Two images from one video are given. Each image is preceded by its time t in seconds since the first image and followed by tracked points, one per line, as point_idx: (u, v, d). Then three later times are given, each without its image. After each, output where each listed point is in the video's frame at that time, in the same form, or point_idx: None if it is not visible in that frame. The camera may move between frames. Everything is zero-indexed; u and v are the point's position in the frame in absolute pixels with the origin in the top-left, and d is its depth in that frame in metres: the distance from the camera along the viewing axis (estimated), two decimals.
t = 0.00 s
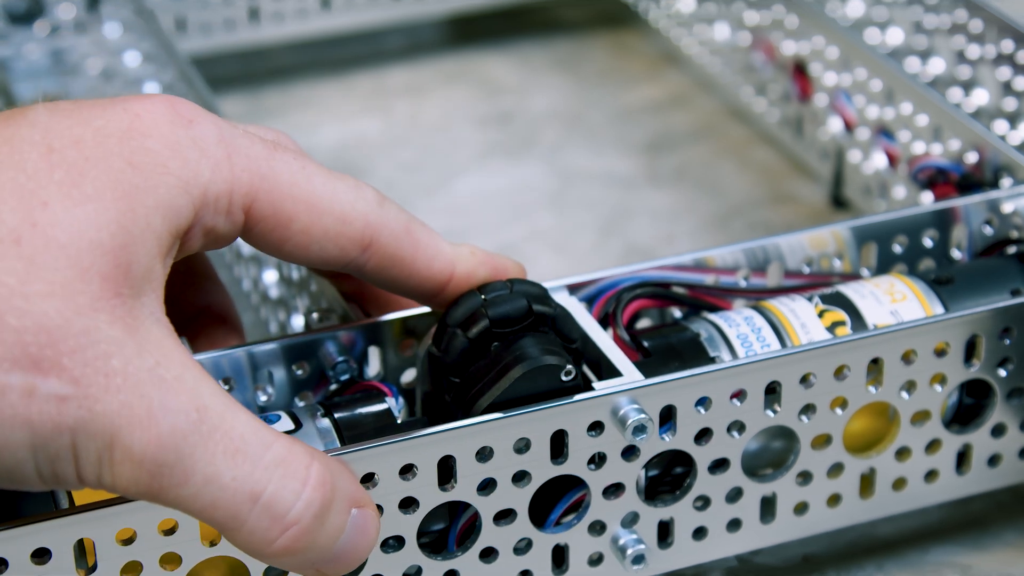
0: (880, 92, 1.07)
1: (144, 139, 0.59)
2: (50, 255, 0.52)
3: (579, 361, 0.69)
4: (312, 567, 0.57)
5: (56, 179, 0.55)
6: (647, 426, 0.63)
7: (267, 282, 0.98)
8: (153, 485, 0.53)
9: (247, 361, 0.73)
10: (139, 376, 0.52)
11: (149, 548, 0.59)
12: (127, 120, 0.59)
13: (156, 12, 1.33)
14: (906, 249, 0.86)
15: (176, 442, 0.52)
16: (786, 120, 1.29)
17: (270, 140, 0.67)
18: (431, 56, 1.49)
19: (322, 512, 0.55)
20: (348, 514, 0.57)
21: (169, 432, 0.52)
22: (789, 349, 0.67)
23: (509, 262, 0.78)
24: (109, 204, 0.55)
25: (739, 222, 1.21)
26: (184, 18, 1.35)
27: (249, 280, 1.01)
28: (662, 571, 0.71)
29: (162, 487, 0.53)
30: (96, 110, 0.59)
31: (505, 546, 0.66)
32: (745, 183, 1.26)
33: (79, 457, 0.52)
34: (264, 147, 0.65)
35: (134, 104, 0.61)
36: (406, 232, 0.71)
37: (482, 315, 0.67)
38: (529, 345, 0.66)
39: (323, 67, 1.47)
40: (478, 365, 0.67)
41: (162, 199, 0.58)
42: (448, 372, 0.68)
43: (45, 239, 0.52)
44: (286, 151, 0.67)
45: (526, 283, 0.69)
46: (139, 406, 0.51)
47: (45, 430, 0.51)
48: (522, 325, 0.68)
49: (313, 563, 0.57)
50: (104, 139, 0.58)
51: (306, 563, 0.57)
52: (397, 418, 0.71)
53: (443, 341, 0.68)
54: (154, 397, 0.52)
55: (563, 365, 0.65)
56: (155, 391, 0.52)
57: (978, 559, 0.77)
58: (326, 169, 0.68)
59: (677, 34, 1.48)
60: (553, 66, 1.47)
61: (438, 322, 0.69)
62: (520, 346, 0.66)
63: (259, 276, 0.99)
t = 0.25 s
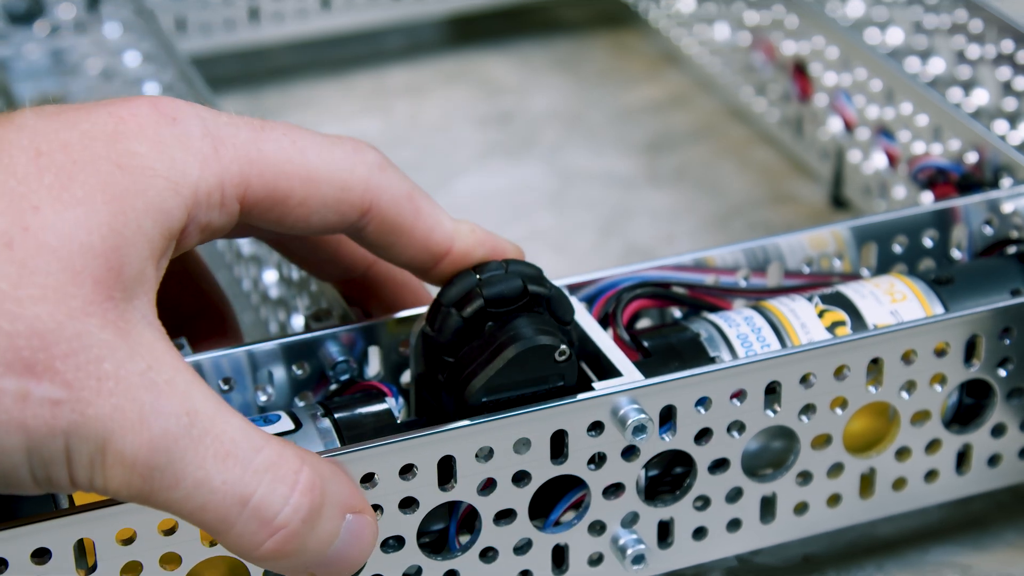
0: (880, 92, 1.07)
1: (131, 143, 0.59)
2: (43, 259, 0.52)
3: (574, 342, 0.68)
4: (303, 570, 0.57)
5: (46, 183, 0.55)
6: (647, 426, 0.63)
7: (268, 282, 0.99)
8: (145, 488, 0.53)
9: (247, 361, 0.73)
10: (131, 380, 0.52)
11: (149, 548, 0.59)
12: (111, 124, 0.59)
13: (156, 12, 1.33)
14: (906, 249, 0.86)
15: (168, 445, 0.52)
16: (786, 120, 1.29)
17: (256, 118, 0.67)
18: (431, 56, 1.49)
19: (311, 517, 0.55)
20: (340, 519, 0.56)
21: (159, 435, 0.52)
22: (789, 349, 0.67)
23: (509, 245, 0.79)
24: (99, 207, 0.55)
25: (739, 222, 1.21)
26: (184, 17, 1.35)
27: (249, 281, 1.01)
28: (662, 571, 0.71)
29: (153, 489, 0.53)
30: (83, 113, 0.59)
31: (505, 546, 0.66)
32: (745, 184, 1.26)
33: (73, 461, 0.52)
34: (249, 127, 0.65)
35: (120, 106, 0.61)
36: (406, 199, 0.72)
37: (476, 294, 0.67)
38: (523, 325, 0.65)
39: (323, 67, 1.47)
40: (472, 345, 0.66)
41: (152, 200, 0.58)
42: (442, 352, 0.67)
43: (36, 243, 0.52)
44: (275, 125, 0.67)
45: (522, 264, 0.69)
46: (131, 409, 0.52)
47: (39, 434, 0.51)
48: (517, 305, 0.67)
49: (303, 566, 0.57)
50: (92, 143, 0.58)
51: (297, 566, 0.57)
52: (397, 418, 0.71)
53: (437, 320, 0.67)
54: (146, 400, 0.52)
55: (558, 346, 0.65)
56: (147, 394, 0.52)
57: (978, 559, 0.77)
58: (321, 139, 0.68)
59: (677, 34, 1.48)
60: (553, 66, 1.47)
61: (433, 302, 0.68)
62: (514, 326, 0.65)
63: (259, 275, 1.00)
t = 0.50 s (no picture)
0: (880, 92, 1.07)
1: (122, 151, 0.58)
2: (37, 272, 0.52)
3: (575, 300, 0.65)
4: None
5: (39, 195, 0.54)
6: (647, 426, 0.63)
7: (267, 282, 0.98)
8: (141, 500, 0.53)
9: (247, 361, 0.73)
10: (126, 394, 0.52)
11: (149, 548, 0.59)
12: (101, 132, 0.59)
13: (156, 12, 1.33)
14: (906, 249, 0.86)
15: (163, 458, 0.52)
16: (786, 120, 1.29)
17: (237, 101, 0.66)
18: (431, 56, 1.49)
19: (307, 526, 0.55)
20: (337, 528, 0.57)
21: (155, 448, 0.52)
22: (789, 349, 0.67)
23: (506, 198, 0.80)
24: (93, 217, 0.55)
25: (739, 222, 1.21)
26: (184, 18, 1.35)
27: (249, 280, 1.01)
28: (662, 571, 0.71)
29: (149, 502, 0.53)
30: (72, 121, 0.59)
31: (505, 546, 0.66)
32: (745, 184, 1.26)
33: (69, 475, 0.53)
34: (231, 112, 0.65)
35: (106, 114, 0.60)
36: (402, 147, 0.73)
37: (477, 249, 0.64)
38: (525, 279, 0.63)
39: (322, 67, 1.47)
40: (472, 300, 0.64)
41: (146, 206, 0.57)
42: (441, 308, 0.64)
43: (31, 257, 0.52)
44: (258, 103, 0.66)
45: (523, 220, 0.66)
46: (127, 423, 0.52)
47: (37, 449, 0.51)
48: (518, 260, 0.64)
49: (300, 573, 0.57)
50: (83, 152, 0.57)
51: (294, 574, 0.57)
52: (397, 418, 0.71)
53: (437, 275, 0.65)
54: (142, 414, 0.52)
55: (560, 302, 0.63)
56: (143, 408, 0.52)
57: (977, 559, 0.77)
58: (306, 105, 0.68)
59: (677, 34, 1.48)
60: (553, 66, 1.47)
61: (431, 255, 0.66)
62: (515, 281, 0.63)
63: (259, 276, 0.99)
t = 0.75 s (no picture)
0: (880, 92, 1.07)
1: (114, 164, 0.58)
2: (31, 289, 0.53)
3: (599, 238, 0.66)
4: None
5: (32, 212, 0.55)
6: (647, 426, 0.63)
7: (267, 282, 0.98)
8: (142, 514, 0.54)
9: (247, 361, 0.72)
10: (124, 412, 0.53)
11: (148, 548, 0.59)
12: (92, 146, 0.59)
13: (156, 11, 1.33)
14: (906, 249, 0.86)
15: (163, 473, 0.53)
16: (786, 120, 1.29)
17: (227, 102, 0.65)
18: (431, 56, 1.49)
19: (307, 535, 0.55)
20: (338, 534, 0.57)
21: (154, 463, 0.53)
22: (789, 349, 0.67)
23: (525, 139, 0.76)
24: (86, 233, 0.55)
25: (739, 222, 1.21)
26: (184, 17, 1.35)
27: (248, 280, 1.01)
28: (662, 571, 0.71)
29: (151, 516, 0.54)
30: (65, 136, 0.59)
31: (505, 546, 0.66)
32: (744, 184, 1.26)
33: (69, 492, 0.53)
34: (222, 116, 0.64)
35: (98, 128, 0.60)
36: (397, 121, 0.71)
37: (497, 193, 0.63)
38: (548, 220, 0.63)
39: (322, 67, 1.47)
40: (495, 243, 0.64)
41: (139, 218, 0.57)
42: (465, 254, 0.64)
43: (24, 275, 0.53)
44: (247, 101, 0.66)
45: (541, 159, 0.65)
46: (125, 441, 0.52)
47: (36, 468, 0.52)
48: (539, 202, 0.64)
49: None
50: (75, 167, 0.58)
51: None
52: (397, 418, 0.71)
53: (459, 223, 0.64)
54: (139, 431, 0.53)
55: (584, 242, 0.63)
56: (141, 425, 0.53)
57: (978, 559, 0.77)
58: (295, 99, 0.67)
59: (677, 34, 1.48)
60: (553, 67, 1.47)
61: (452, 204, 0.65)
62: (539, 221, 0.63)
63: (259, 275, 0.99)
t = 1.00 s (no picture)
0: (880, 92, 1.07)
1: (114, 168, 0.61)
2: (30, 290, 0.54)
3: (599, 236, 0.65)
4: None
5: (31, 214, 0.57)
6: (647, 426, 0.63)
7: (267, 282, 0.98)
8: (147, 511, 0.54)
9: (247, 361, 0.72)
10: (125, 410, 0.54)
11: (149, 548, 0.59)
12: (91, 150, 0.61)
13: (155, 11, 1.33)
14: (906, 249, 0.86)
15: (166, 471, 0.53)
16: (786, 120, 1.29)
17: (219, 100, 0.70)
18: (431, 57, 1.49)
19: (310, 527, 0.55)
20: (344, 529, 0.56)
21: (157, 462, 0.53)
22: (789, 348, 0.67)
23: (502, 105, 0.86)
24: (87, 236, 0.57)
25: (739, 222, 1.21)
26: (184, 17, 1.35)
27: (248, 281, 1.01)
28: (662, 571, 0.70)
29: (155, 513, 0.54)
30: (63, 140, 0.62)
31: (505, 546, 0.66)
32: (744, 184, 1.26)
33: (71, 491, 0.54)
34: (216, 115, 0.69)
35: (96, 132, 0.63)
36: (387, 103, 0.79)
37: (496, 193, 0.63)
38: (548, 219, 0.63)
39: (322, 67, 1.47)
40: (495, 243, 0.63)
41: (139, 223, 0.60)
42: (464, 255, 0.64)
43: (24, 277, 0.54)
44: (238, 99, 0.71)
45: (540, 158, 0.65)
46: (128, 439, 0.53)
47: (36, 466, 0.53)
48: (538, 201, 0.63)
49: None
50: (75, 173, 0.59)
51: None
52: (397, 418, 0.71)
53: (458, 224, 0.64)
54: (142, 430, 0.53)
55: (584, 241, 0.63)
56: (143, 424, 0.54)
57: (977, 559, 0.78)
58: (283, 93, 0.73)
59: (676, 34, 1.48)
60: (553, 67, 1.47)
61: (452, 204, 0.65)
62: (539, 221, 0.63)
63: (259, 276, 0.99)
